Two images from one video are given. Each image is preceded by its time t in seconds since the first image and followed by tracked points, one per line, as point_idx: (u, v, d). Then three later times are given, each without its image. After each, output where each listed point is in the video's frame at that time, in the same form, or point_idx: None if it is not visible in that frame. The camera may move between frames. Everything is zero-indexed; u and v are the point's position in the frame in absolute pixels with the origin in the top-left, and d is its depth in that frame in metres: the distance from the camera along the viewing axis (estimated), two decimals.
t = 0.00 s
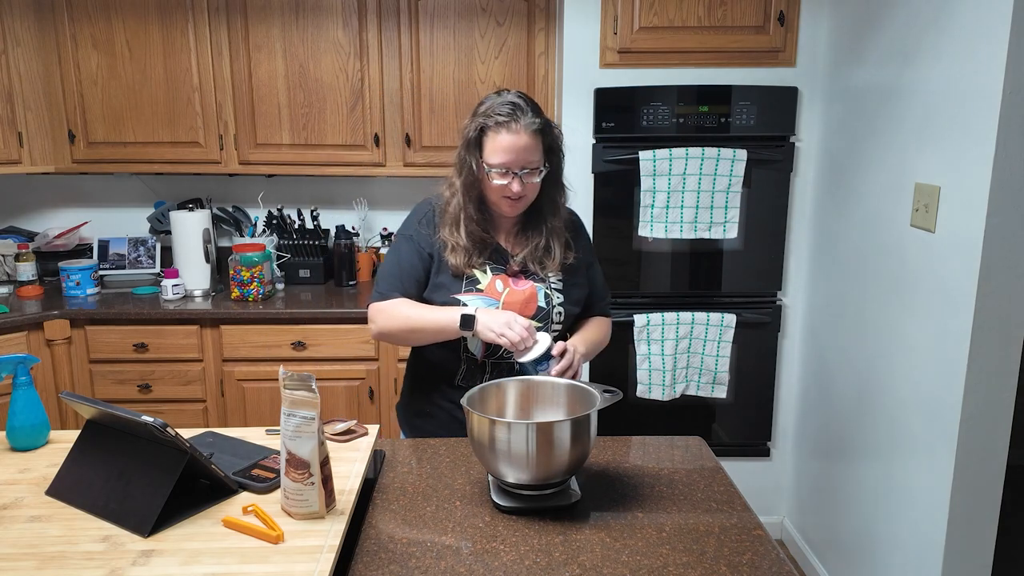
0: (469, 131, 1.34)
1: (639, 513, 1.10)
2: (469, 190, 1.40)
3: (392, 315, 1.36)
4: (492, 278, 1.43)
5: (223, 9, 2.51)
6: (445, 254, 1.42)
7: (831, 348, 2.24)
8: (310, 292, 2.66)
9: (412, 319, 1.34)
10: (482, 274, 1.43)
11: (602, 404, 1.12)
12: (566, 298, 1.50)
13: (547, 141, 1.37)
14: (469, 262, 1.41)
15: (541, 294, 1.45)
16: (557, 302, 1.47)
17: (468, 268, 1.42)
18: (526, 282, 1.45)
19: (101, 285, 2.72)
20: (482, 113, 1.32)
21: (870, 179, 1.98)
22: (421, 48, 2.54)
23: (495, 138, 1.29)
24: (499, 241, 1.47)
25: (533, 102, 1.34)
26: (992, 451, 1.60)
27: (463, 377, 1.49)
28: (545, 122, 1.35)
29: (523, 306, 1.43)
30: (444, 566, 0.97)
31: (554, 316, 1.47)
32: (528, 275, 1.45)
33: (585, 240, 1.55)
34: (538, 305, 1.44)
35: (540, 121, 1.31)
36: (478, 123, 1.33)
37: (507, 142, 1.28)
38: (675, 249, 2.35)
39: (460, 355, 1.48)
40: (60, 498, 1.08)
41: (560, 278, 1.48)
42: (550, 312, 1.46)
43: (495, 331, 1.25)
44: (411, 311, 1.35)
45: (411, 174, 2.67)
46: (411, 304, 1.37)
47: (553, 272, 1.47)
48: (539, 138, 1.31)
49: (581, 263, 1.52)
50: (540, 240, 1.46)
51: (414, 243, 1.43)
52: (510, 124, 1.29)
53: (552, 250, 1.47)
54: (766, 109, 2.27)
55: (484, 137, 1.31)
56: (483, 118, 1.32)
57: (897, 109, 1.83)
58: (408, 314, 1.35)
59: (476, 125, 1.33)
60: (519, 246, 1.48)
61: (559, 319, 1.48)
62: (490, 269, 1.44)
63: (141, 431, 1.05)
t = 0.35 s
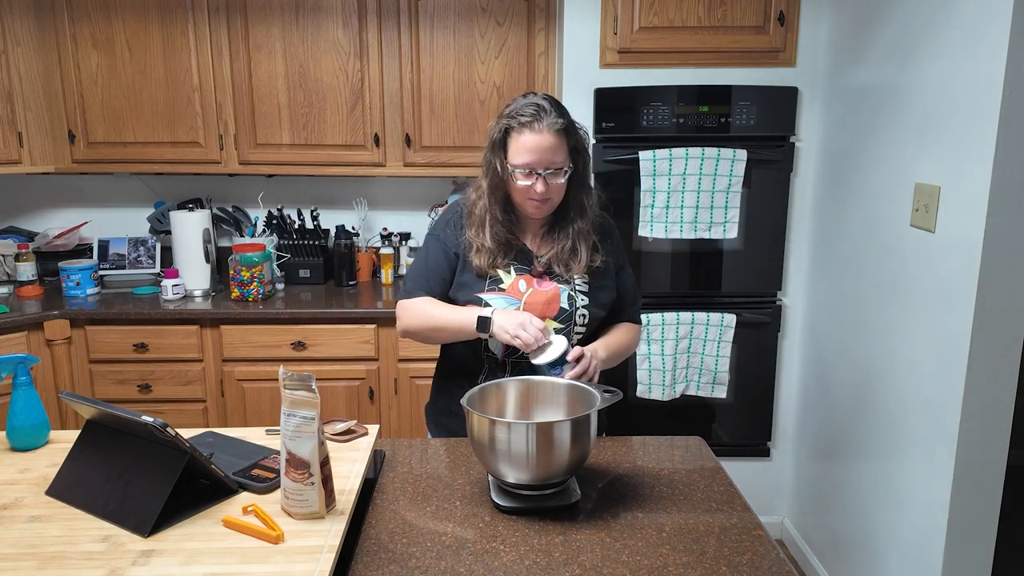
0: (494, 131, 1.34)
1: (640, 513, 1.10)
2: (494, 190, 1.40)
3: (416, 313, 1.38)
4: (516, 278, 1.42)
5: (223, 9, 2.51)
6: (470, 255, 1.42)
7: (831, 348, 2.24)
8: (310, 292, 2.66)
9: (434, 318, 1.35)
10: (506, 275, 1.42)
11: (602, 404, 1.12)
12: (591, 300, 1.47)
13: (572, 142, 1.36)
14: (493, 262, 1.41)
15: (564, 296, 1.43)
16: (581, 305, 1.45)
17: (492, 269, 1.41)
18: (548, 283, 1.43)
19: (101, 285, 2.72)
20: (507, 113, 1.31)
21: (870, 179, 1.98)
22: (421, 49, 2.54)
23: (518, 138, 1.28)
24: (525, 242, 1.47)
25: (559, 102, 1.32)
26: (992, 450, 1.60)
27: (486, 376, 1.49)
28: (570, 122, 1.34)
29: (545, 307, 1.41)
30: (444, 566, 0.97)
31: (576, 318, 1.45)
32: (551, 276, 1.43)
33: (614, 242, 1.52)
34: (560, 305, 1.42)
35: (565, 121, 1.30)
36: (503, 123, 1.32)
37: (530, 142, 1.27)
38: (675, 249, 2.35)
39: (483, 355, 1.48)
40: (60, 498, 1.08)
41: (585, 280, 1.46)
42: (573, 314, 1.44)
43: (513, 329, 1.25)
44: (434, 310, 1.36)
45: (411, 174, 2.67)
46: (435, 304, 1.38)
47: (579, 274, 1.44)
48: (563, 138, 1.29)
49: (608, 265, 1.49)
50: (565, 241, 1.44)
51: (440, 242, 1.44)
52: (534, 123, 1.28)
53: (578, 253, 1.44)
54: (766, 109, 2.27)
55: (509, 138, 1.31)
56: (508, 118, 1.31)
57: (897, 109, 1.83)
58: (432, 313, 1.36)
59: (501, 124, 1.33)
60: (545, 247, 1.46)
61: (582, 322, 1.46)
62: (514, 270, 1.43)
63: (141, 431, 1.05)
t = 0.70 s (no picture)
0: (506, 126, 1.35)
1: (640, 513, 1.10)
2: (504, 187, 1.41)
3: (426, 322, 1.44)
4: (523, 280, 1.43)
5: (223, 10, 2.51)
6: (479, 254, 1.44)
7: (832, 348, 2.24)
8: (310, 292, 2.66)
9: (442, 327, 1.41)
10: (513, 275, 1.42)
11: (603, 404, 1.12)
12: (600, 304, 1.45)
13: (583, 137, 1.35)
14: (501, 261, 1.42)
15: (570, 299, 1.42)
16: (588, 308, 1.43)
17: (500, 269, 1.42)
18: (554, 284, 1.42)
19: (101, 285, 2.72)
20: (519, 108, 1.32)
21: (871, 179, 1.98)
22: (421, 49, 2.54)
23: (528, 133, 1.28)
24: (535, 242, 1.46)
25: (570, 99, 1.33)
26: (992, 450, 1.60)
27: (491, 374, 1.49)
28: (582, 119, 1.33)
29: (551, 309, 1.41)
30: (444, 566, 0.97)
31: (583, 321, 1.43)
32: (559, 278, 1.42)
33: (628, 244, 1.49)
34: (567, 309, 1.40)
35: (575, 116, 1.30)
36: (514, 118, 1.33)
37: (540, 135, 1.27)
38: (675, 249, 2.35)
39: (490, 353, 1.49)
40: (60, 498, 1.08)
41: (594, 282, 1.44)
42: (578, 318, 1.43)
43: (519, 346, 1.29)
44: (442, 320, 1.43)
45: (411, 174, 2.67)
46: (444, 314, 1.44)
47: (587, 276, 1.42)
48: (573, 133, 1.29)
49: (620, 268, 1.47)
50: (575, 241, 1.43)
51: (450, 245, 1.48)
52: (543, 118, 1.28)
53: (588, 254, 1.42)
54: (766, 109, 2.27)
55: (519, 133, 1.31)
56: (520, 113, 1.32)
57: (897, 109, 1.83)
58: (441, 323, 1.42)
59: (513, 119, 1.33)
60: (555, 247, 1.45)
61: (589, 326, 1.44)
62: (522, 270, 1.43)
63: (140, 431, 1.05)
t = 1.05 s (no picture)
0: (509, 123, 1.36)
1: (640, 513, 1.10)
2: (506, 184, 1.42)
3: (417, 306, 1.48)
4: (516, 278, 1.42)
5: (223, 10, 2.51)
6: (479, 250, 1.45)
7: (832, 348, 2.24)
8: (310, 292, 2.66)
9: (428, 312, 1.45)
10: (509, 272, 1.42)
11: (602, 404, 1.13)
12: (592, 307, 1.41)
13: (586, 136, 1.33)
14: (497, 258, 1.43)
15: (559, 301, 1.40)
16: (578, 310, 1.40)
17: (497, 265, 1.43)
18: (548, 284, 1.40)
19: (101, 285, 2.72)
20: (522, 104, 1.33)
21: (870, 179, 1.98)
22: (421, 48, 2.54)
23: (529, 129, 1.28)
24: (535, 241, 1.45)
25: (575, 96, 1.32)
26: (992, 450, 1.60)
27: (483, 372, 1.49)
28: (586, 117, 1.32)
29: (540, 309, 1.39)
30: (444, 566, 0.97)
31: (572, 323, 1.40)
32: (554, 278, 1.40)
33: (631, 247, 1.44)
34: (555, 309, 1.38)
35: (578, 113, 1.29)
36: (517, 114, 1.33)
37: (539, 131, 1.27)
38: (675, 249, 2.35)
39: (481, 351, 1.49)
40: (60, 498, 1.08)
41: (588, 284, 1.40)
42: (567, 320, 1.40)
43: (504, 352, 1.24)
44: (431, 306, 1.46)
45: (411, 174, 2.67)
46: (435, 301, 1.48)
47: (580, 277, 1.39)
48: (575, 130, 1.29)
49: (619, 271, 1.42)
50: (573, 241, 1.40)
51: (457, 238, 1.53)
52: (544, 114, 1.28)
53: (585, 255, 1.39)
54: (766, 109, 2.27)
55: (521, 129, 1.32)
56: (522, 109, 1.32)
57: (897, 109, 1.83)
58: (427, 308, 1.46)
59: (516, 116, 1.34)
60: (554, 246, 1.43)
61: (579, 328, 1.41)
62: (517, 268, 1.42)
63: (141, 431, 1.05)
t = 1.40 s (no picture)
0: (511, 121, 1.36)
1: (640, 513, 1.10)
2: (505, 182, 1.42)
3: (400, 281, 1.50)
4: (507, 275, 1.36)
5: (223, 10, 2.51)
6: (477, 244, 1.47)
7: (832, 349, 2.24)
8: (310, 292, 2.66)
9: (410, 291, 1.45)
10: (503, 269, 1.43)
11: (602, 404, 1.12)
12: (579, 311, 1.40)
13: (587, 139, 1.32)
14: (493, 254, 1.44)
15: (545, 301, 1.40)
16: (563, 312, 1.39)
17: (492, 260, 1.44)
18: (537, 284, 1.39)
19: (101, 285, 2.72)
20: (525, 103, 1.33)
21: (870, 179, 1.98)
22: (421, 48, 2.54)
23: (529, 128, 1.28)
24: (532, 241, 1.46)
25: (579, 97, 1.31)
26: (992, 450, 1.60)
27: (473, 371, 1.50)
28: (587, 120, 1.31)
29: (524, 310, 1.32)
30: (444, 566, 0.97)
31: (555, 325, 1.40)
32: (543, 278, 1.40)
33: (628, 253, 1.41)
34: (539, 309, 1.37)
35: (579, 115, 1.28)
36: (520, 113, 1.33)
37: (538, 131, 1.27)
38: (675, 249, 2.35)
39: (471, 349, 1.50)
40: (60, 498, 1.08)
41: (577, 287, 1.39)
42: (551, 321, 1.40)
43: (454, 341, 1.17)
44: (413, 285, 1.47)
45: (411, 174, 2.67)
46: (418, 280, 1.48)
47: (569, 279, 1.38)
48: (574, 132, 1.28)
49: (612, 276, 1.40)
50: (567, 242, 1.40)
51: (460, 224, 1.54)
52: (544, 115, 1.28)
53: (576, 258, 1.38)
54: (766, 109, 2.27)
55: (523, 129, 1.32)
56: (524, 108, 1.33)
57: (897, 109, 1.83)
58: (409, 286, 1.47)
59: (518, 115, 1.34)
60: (548, 247, 1.43)
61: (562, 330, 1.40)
62: (510, 266, 1.43)
63: (141, 431, 1.05)
